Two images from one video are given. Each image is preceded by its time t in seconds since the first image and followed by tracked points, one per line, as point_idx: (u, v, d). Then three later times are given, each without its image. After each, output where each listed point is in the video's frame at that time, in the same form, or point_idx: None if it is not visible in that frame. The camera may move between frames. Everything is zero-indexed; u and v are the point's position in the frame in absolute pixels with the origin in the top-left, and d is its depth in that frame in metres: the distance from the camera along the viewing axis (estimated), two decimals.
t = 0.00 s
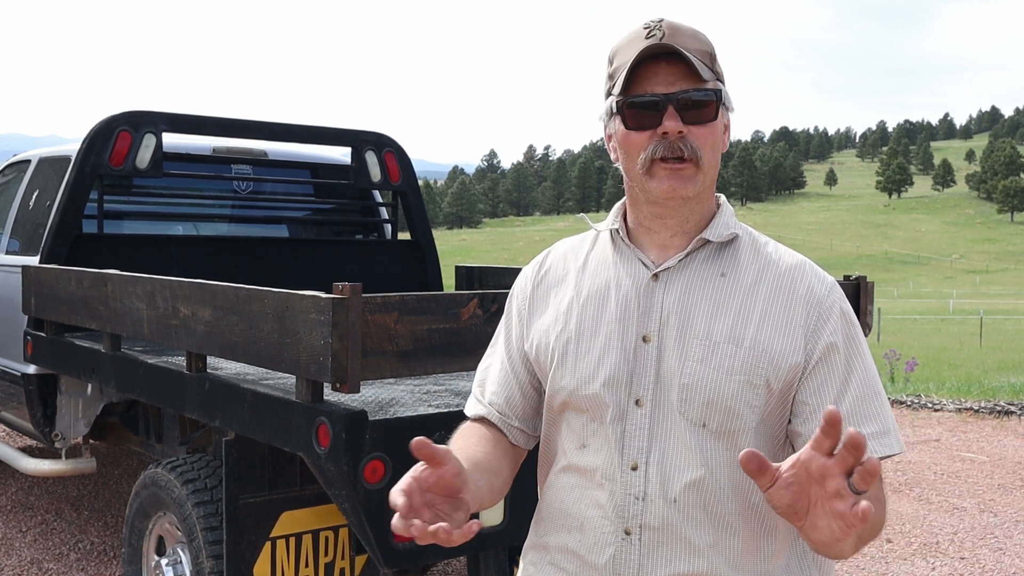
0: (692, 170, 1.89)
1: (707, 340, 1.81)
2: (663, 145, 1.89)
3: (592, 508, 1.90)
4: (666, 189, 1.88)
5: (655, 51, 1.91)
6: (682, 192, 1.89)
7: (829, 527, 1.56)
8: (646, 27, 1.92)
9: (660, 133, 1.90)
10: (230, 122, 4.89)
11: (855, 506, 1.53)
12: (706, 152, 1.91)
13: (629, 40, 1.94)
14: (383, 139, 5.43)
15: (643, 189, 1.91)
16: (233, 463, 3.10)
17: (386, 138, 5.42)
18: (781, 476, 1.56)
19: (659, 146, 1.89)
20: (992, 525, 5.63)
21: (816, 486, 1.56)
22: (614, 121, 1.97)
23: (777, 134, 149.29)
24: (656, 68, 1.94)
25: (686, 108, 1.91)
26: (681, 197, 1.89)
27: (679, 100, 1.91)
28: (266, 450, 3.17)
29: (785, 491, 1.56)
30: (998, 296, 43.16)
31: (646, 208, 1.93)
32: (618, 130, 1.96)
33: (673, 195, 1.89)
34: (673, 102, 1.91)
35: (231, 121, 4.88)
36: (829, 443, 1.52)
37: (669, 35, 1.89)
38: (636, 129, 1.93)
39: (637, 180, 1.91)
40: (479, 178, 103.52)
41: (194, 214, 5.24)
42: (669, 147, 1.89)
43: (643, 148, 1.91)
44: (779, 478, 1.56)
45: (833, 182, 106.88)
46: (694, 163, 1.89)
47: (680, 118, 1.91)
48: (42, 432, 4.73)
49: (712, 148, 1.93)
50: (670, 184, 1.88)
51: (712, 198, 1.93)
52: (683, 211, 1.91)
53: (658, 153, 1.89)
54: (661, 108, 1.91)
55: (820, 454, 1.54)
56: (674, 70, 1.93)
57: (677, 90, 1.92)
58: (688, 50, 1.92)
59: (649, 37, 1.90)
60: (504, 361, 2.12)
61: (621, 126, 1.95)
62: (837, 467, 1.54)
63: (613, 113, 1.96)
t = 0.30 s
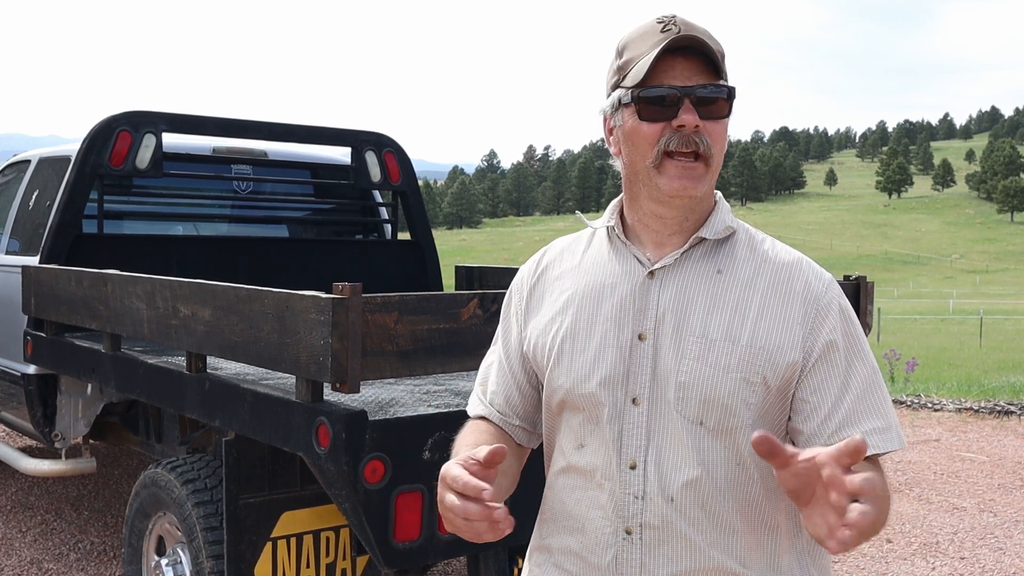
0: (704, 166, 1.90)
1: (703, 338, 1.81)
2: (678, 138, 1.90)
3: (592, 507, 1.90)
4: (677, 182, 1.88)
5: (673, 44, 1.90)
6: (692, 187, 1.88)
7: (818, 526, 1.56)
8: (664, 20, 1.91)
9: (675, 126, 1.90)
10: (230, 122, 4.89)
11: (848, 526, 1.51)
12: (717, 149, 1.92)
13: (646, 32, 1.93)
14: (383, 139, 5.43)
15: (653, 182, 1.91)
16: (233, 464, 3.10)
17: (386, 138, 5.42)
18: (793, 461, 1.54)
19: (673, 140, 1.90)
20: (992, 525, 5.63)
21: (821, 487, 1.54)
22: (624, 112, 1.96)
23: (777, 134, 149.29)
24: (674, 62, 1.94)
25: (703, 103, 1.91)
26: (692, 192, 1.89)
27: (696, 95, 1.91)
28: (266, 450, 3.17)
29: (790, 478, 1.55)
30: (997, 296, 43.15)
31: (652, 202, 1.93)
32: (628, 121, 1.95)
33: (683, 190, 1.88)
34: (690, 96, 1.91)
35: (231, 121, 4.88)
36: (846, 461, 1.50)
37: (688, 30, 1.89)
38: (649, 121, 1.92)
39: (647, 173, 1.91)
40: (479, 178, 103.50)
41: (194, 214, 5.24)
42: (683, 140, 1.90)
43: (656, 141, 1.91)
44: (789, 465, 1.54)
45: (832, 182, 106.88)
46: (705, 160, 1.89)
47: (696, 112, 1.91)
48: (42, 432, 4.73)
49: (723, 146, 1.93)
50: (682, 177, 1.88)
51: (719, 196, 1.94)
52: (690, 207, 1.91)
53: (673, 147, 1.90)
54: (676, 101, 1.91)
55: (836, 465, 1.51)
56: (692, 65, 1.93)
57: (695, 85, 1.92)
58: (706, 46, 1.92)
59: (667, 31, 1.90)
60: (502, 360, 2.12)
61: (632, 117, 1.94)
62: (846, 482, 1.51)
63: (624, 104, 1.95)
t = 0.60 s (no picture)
0: (703, 167, 1.90)
1: (703, 332, 1.80)
2: (677, 141, 1.90)
3: (592, 504, 1.90)
4: (677, 183, 1.88)
5: (671, 48, 1.91)
6: (692, 188, 1.88)
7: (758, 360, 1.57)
8: (662, 23, 1.91)
9: (674, 129, 1.91)
10: (230, 122, 4.89)
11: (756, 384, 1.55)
12: (716, 151, 1.92)
13: (643, 35, 1.93)
14: (383, 139, 5.43)
15: (653, 183, 1.91)
16: (233, 464, 3.10)
17: (386, 138, 5.42)
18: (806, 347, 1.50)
19: (672, 142, 1.90)
20: (992, 525, 5.63)
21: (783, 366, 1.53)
22: (623, 114, 1.96)
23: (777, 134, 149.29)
24: (671, 65, 1.94)
25: (701, 106, 1.92)
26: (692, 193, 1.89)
27: (694, 97, 1.91)
28: (266, 449, 3.17)
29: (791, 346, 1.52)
30: (997, 296, 43.14)
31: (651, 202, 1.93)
32: (627, 124, 1.95)
33: (684, 191, 1.88)
34: (688, 99, 1.91)
35: (231, 121, 4.88)
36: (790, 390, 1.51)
37: (686, 32, 1.89)
38: (648, 124, 1.93)
39: (647, 175, 1.91)
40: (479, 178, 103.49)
41: (194, 214, 5.24)
42: (683, 143, 1.90)
43: (655, 143, 1.91)
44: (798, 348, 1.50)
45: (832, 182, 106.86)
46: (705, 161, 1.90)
47: (694, 115, 1.91)
48: (42, 432, 4.73)
49: (722, 147, 1.94)
50: (682, 179, 1.88)
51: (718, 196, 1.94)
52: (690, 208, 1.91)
53: (671, 149, 1.90)
54: (674, 104, 1.91)
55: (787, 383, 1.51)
56: (689, 68, 1.94)
57: (692, 88, 1.92)
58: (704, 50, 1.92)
59: (665, 34, 1.90)
60: (505, 355, 2.13)
61: (631, 120, 1.94)
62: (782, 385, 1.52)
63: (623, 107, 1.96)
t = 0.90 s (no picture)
0: (682, 171, 1.90)
1: (697, 333, 1.80)
2: (653, 146, 1.90)
3: (590, 505, 1.90)
4: (655, 188, 1.89)
5: (647, 51, 1.90)
6: (671, 192, 1.89)
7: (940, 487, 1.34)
8: (640, 25, 1.91)
9: (651, 134, 1.91)
10: (230, 122, 4.89)
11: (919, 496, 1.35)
12: (696, 153, 1.91)
13: (621, 39, 1.93)
14: (383, 139, 5.43)
15: (634, 188, 1.92)
16: (233, 464, 3.10)
17: (386, 138, 5.42)
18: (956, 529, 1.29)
19: (650, 147, 1.90)
20: (992, 525, 5.63)
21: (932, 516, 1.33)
22: (605, 119, 1.98)
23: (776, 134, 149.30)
24: (650, 68, 1.94)
25: (677, 109, 1.91)
26: (671, 195, 1.89)
27: (670, 101, 1.91)
28: (266, 449, 3.17)
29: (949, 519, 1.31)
30: (997, 296, 43.14)
31: (636, 205, 1.94)
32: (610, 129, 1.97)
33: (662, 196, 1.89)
34: (664, 103, 1.91)
35: (231, 121, 4.88)
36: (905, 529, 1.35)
37: (661, 34, 1.88)
38: (628, 128, 1.94)
39: (628, 179, 1.93)
40: (479, 178, 103.48)
41: (194, 214, 5.24)
42: (659, 148, 1.90)
43: (633, 149, 1.92)
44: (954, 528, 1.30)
45: (832, 183, 106.86)
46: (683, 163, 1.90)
47: (671, 119, 1.91)
48: (42, 432, 4.73)
49: (704, 148, 1.93)
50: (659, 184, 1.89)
51: (704, 196, 1.93)
52: (672, 210, 1.91)
53: (648, 154, 1.90)
54: (653, 108, 1.92)
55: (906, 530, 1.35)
56: (666, 71, 1.92)
57: (668, 92, 1.92)
58: (681, 50, 1.91)
59: (641, 37, 1.90)
60: (509, 359, 2.13)
61: (612, 125, 1.96)
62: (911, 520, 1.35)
63: (604, 112, 1.97)
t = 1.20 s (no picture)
0: (666, 171, 1.90)
1: (698, 335, 1.80)
2: (636, 148, 1.91)
3: (590, 508, 1.90)
4: (640, 189, 1.90)
5: (625, 53, 1.91)
6: (657, 192, 1.89)
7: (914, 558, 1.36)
8: (619, 28, 1.92)
9: (634, 135, 1.92)
10: (231, 122, 4.89)
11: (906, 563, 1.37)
12: (682, 151, 1.91)
13: (602, 42, 1.95)
14: (383, 139, 5.43)
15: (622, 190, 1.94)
16: (233, 464, 3.10)
17: (387, 138, 5.42)
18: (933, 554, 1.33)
19: (633, 149, 1.92)
20: (992, 526, 5.63)
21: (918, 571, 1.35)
22: (594, 124, 2.01)
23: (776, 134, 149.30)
24: (631, 69, 1.95)
25: (660, 108, 1.91)
26: (656, 196, 1.90)
27: (651, 101, 1.91)
28: (266, 450, 3.17)
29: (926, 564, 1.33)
30: (997, 296, 43.14)
31: (628, 207, 1.95)
32: (599, 133, 2.00)
33: (648, 196, 1.90)
34: (645, 103, 1.92)
35: (231, 121, 4.88)
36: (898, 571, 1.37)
37: (639, 35, 1.89)
38: (613, 131, 1.96)
39: (617, 182, 1.94)
40: (479, 178, 103.46)
41: (194, 214, 5.24)
42: (642, 149, 1.91)
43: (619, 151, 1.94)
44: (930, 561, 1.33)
45: (832, 182, 106.86)
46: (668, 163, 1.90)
47: (653, 119, 1.91)
48: (42, 432, 4.73)
49: (691, 146, 1.92)
50: (642, 185, 1.90)
51: (694, 194, 1.92)
52: (662, 211, 1.91)
53: (631, 156, 1.91)
54: (635, 109, 1.93)
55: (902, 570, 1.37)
56: (646, 71, 1.93)
57: (647, 92, 1.92)
58: (662, 49, 1.90)
59: (619, 40, 1.91)
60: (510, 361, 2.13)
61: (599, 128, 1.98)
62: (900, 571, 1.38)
63: (591, 117, 2.00)
